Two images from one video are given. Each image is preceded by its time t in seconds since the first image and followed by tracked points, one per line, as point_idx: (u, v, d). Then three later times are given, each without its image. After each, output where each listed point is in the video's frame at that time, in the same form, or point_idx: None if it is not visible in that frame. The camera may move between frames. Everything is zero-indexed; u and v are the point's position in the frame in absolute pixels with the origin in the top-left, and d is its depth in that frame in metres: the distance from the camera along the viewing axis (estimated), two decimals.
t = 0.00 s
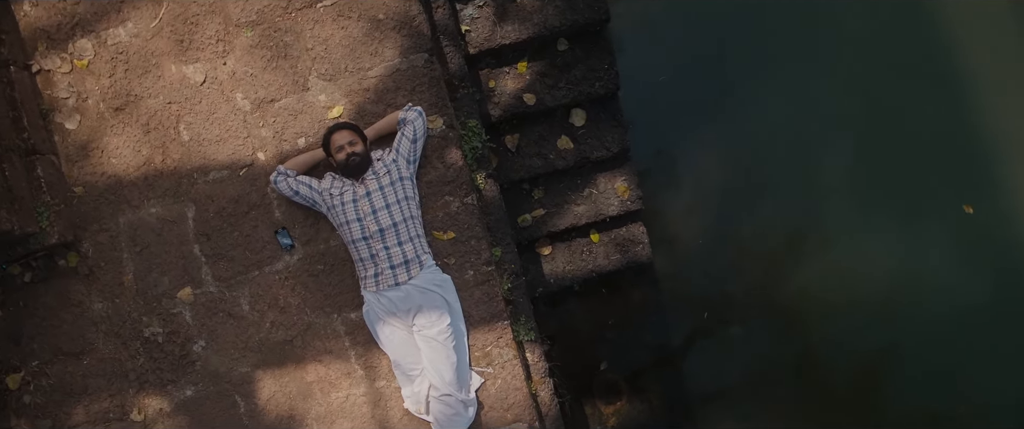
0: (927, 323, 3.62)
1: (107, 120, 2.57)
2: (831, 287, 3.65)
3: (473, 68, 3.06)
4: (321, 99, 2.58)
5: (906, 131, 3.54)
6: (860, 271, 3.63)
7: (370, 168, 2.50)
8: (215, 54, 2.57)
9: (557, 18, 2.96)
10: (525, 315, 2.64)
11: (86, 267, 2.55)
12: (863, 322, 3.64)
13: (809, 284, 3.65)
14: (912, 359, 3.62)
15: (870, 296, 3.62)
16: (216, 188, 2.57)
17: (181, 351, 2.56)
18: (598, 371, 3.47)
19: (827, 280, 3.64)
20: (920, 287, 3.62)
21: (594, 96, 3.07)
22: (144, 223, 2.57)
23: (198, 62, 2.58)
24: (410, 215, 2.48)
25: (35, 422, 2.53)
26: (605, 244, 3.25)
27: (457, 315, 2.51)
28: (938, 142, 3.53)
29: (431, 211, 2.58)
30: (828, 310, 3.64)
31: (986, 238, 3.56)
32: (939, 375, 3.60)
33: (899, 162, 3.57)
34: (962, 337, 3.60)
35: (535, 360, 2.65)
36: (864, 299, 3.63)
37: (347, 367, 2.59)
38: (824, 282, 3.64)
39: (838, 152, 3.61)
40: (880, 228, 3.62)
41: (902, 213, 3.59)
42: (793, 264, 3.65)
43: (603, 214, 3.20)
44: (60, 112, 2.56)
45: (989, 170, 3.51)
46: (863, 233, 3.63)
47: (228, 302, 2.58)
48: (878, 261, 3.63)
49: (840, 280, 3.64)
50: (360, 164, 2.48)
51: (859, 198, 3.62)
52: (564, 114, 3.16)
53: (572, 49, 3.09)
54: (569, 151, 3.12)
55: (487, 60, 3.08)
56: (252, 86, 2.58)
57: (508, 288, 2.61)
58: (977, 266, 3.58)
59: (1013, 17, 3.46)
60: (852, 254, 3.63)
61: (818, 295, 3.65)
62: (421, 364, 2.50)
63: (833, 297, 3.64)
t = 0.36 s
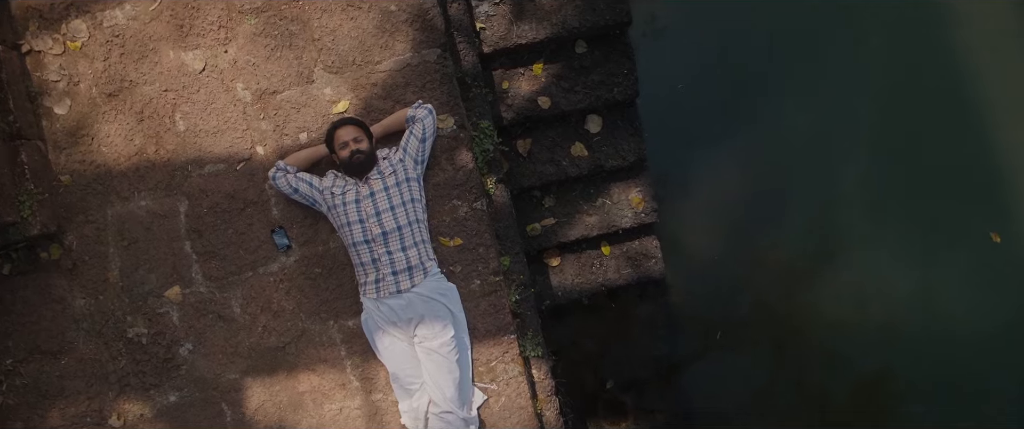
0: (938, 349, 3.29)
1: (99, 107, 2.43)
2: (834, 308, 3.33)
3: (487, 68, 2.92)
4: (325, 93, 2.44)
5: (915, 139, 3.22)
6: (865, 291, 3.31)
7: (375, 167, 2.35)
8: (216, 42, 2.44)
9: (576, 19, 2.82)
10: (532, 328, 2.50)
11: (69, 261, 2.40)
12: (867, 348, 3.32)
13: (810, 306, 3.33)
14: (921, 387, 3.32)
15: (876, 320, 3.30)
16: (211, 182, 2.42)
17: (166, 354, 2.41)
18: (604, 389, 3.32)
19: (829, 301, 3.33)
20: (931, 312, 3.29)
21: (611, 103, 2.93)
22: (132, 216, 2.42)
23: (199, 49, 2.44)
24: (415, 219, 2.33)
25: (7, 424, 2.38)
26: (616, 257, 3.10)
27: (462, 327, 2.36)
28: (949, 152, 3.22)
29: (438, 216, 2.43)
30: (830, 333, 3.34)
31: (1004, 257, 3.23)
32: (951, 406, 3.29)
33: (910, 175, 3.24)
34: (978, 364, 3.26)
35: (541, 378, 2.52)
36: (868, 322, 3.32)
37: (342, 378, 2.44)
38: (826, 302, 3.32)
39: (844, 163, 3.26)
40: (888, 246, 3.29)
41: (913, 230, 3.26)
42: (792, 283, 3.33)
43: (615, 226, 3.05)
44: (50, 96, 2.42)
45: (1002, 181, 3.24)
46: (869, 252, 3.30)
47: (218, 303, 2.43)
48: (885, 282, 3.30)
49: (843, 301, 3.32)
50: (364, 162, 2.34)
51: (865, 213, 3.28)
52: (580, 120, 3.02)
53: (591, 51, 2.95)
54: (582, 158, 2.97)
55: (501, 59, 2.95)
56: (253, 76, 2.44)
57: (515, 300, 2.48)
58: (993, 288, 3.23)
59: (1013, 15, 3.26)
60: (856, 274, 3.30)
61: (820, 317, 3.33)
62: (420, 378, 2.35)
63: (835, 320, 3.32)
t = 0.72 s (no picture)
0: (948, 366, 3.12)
1: (89, 92, 2.29)
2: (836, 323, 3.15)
3: (501, 66, 2.79)
4: (329, 86, 2.30)
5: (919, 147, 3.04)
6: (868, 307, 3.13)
7: (380, 166, 2.20)
8: (216, 27, 2.30)
9: (597, 19, 2.69)
10: (541, 344, 2.33)
11: (51, 255, 2.25)
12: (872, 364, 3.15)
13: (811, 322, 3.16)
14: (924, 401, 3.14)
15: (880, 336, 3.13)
16: (205, 176, 2.28)
17: (150, 358, 2.26)
18: (611, 407, 3.17)
19: (831, 316, 3.15)
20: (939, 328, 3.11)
21: (629, 108, 2.79)
22: (120, 209, 2.28)
23: (198, 35, 2.30)
24: (421, 223, 2.18)
25: None
26: (628, 270, 2.96)
27: (466, 340, 2.22)
28: (953, 159, 3.04)
29: (445, 220, 2.29)
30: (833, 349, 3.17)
31: (1016, 268, 3.04)
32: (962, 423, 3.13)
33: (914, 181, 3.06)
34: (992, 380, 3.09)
35: (549, 396, 2.35)
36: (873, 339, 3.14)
37: (337, 389, 2.29)
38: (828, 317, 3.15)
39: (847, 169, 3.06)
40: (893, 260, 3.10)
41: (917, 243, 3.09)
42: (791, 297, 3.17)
43: (628, 237, 2.91)
44: (38, 79, 2.28)
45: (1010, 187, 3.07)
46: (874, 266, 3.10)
47: (207, 305, 2.28)
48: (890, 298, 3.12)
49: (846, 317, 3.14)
50: (369, 160, 2.19)
51: (871, 225, 3.08)
52: (595, 125, 2.88)
53: (609, 54, 2.81)
54: (596, 165, 2.83)
55: (516, 59, 2.81)
56: (254, 65, 2.30)
57: (524, 313, 2.30)
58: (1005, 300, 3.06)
59: (1013, 15, 3.08)
60: (859, 290, 3.11)
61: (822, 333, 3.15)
62: (421, 393, 2.20)
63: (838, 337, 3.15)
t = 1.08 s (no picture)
0: (961, 382, 2.90)
1: (79, 75, 2.16)
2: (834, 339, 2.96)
3: (515, 65, 2.66)
4: (334, 77, 2.17)
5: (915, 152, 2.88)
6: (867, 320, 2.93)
7: (385, 163, 2.06)
8: (217, 12, 2.17)
9: (617, 18, 2.56)
10: (548, 358, 2.22)
11: (31, 247, 2.12)
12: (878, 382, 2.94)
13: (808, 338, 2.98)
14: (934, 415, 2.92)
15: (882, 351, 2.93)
16: (198, 168, 2.15)
17: (132, 360, 2.12)
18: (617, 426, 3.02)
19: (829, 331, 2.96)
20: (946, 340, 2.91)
21: (648, 113, 2.66)
22: (106, 200, 2.14)
23: (196, 19, 2.17)
24: (427, 225, 2.04)
25: None
26: (641, 282, 2.82)
27: (471, 352, 2.07)
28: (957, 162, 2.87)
29: (452, 223, 2.15)
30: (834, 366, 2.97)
31: None
32: None
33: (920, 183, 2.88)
34: (1008, 394, 2.87)
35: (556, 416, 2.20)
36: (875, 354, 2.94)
37: (331, 400, 2.15)
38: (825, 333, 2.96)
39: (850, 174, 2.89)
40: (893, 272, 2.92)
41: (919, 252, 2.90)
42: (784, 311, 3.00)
43: (642, 248, 2.76)
44: (25, 60, 2.15)
45: (1014, 189, 2.90)
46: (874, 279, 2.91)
47: (196, 306, 2.14)
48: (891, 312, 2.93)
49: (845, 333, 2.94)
50: (373, 157, 2.05)
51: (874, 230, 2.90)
52: (611, 130, 2.75)
53: (629, 55, 2.68)
54: (611, 171, 2.69)
55: (530, 58, 2.69)
56: (255, 53, 2.17)
57: (532, 325, 2.20)
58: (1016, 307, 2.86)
59: (1017, 14, 2.96)
60: (859, 303, 2.91)
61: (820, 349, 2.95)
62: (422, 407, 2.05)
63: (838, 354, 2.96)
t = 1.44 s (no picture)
0: (976, 391, 2.76)
1: (73, 59, 2.05)
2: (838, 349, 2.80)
3: (530, 64, 2.55)
4: (340, 69, 2.06)
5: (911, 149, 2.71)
6: (868, 326, 2.78)
7: (392, 161, 1.95)
8: None
9: (638, 19, 2.44)
10: (557, 372, 2.11)
11: (15, 238, 2.01)
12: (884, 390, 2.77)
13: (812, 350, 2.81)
14: None
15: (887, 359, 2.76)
16: (194, 160, 2.04)
17: (117, 361, 2.01)
18: None
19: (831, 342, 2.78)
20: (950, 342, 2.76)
21: (667, 118, 2.54)
22: (95, 191, 2.03)
23: (198, 4, 2.06)
24: (435, 228, 1.92)
25: None
26: (653, 295, 2.69)
27: (477, 364, 1.96)
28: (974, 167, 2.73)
29: (461, 227, 2.04)
30: (836, 373, 2.82)
31: None
32: None
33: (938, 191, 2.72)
34: None
35: None
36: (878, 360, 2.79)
37: (326, 410, 2.03)
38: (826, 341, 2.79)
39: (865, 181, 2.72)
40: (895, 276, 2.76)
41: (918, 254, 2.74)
42: (783, 319, 2.84)
43: (655, 260, 2.64)
44: (16, 41, 2.04)
45: None
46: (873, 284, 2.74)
47: (187, 306, 2.03)
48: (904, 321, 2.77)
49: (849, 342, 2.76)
50: (379, 153, 1.94)
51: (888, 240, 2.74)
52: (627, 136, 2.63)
53: (648, 58, 2.57)
54: (627, 177, 2.58)
55: (546, 57, 2.58)
56: (259, 40, 2.06)
57: (541, 338, 2.09)
58: None
59: None
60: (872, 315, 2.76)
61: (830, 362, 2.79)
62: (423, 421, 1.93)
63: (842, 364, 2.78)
